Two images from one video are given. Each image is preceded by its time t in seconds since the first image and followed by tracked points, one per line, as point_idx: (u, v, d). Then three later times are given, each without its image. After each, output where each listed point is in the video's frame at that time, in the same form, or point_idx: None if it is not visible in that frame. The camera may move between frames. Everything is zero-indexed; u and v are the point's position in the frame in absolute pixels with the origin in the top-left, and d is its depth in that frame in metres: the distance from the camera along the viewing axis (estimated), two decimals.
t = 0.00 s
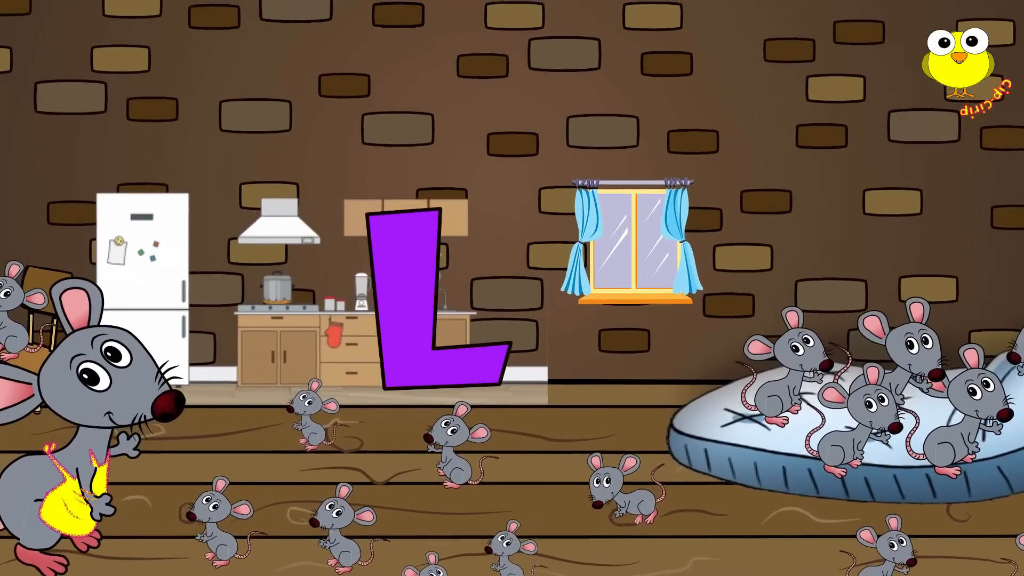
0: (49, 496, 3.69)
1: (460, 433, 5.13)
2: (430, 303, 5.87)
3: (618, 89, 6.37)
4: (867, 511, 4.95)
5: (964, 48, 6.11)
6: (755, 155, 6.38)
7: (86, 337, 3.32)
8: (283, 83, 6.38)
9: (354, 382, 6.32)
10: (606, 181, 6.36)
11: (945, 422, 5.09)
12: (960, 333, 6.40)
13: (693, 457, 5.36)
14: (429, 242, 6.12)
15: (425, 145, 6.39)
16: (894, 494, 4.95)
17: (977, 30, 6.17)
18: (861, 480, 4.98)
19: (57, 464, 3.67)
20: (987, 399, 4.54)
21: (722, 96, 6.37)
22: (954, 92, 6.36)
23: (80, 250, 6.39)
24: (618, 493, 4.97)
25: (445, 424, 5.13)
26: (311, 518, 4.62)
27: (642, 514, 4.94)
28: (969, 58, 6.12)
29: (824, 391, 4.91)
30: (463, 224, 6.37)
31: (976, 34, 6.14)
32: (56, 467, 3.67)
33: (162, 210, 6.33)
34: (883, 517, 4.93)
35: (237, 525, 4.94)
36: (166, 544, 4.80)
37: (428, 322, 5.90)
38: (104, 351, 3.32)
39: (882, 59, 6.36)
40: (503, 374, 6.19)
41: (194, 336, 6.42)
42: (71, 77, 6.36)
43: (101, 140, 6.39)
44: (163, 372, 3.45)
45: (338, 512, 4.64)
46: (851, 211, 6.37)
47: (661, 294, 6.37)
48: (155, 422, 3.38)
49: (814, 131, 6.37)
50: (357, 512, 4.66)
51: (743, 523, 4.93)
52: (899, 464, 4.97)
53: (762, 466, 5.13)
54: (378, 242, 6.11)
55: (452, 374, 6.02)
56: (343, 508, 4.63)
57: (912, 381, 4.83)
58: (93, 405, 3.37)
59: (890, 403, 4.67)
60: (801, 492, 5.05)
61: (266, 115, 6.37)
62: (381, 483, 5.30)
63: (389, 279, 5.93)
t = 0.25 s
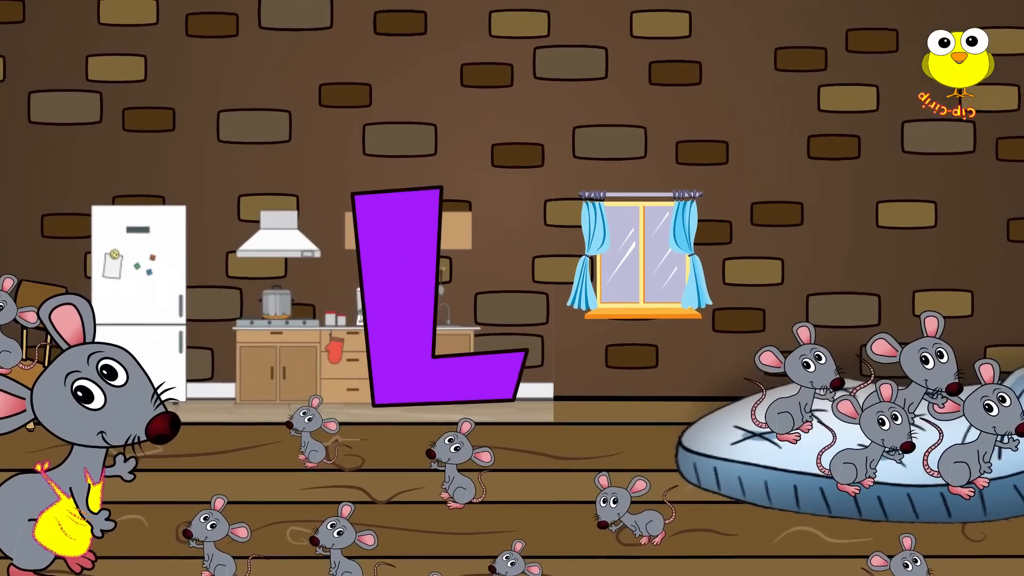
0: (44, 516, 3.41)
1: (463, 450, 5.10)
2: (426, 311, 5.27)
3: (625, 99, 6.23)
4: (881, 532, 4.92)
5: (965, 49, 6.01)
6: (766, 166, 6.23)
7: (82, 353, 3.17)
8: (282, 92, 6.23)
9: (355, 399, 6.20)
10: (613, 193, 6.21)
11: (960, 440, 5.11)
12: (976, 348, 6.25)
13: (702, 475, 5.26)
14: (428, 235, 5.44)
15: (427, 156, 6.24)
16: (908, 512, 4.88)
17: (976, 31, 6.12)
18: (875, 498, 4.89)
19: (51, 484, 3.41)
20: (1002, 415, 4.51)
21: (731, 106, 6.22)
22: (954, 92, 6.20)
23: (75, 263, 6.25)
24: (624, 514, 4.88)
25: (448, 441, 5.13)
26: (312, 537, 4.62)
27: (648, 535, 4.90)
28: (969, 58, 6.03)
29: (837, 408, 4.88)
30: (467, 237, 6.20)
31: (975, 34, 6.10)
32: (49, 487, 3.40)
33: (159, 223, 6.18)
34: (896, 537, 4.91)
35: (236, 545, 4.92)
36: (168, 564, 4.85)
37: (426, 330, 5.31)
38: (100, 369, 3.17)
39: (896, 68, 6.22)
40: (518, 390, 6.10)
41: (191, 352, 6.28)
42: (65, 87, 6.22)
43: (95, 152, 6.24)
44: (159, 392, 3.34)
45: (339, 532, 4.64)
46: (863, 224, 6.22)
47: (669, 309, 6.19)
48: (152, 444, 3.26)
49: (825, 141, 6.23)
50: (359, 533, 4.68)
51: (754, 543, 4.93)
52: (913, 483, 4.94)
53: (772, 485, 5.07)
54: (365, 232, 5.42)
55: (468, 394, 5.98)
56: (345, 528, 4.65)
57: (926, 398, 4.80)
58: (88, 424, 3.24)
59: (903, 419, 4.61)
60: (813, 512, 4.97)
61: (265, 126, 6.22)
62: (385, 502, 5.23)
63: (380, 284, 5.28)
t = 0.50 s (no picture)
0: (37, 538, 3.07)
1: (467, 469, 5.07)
2: (424, 321, 5.07)
3: (633, 110, 6.09)
4: (895, 551, 4.90)
5: (965, 48, 5.88)
6: (777, 178, 6.09)
7: (76, 368, 2.92)
8: (282, 103, 6.09)
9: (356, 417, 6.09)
10: (621, 205, 6.07)
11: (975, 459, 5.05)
12: (992, 364, 6.10)
13: (711, 494, 5.23)
14: (428, 214, 5.10)
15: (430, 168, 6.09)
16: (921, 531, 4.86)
17: (974, 30, 5.98)
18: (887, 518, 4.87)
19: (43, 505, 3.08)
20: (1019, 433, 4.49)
21: (741, 116, 6.08)
22: (954, 93, 6.07)
23: (70, 277, 6.11)
24: (630, 535, 4.85)
25: (452, 458, 5.08)
26: (313, 556, 4.64)
27: (655, 556, 4.85)
28: (970, 57, 5.89)
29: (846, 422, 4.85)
30: (471, 251, 6.04)
31: (975, 34, 5.94)
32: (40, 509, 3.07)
33: (156, 236, 6.04)
34: (909, 557, 4.88)
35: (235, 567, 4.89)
36: None
37: (423, 342, 5.11)
38: (93, 387, 2.94)
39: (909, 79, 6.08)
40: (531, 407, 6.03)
41: (189, 368, 6.14)
42: (60, 97, 6.08)
43: (91, 163, 6.10)
44: (155, 413, 3.09)
45: (341, 552, 4.68)
46: (876, 237, 6.08)
47: (677, 324, 6.07)
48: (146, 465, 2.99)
49: (837, 153, 6.09)
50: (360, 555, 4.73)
51: (765, 564, 4.89)
52: (927, 502, 4.88)
53: (783, 504, 5.01)
54: (354, 224, 5.05)
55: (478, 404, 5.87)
56: (347, 547, 4.68)
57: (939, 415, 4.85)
58: (79, 442, 2.98)
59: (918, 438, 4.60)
60: (824, 531, 4.95)
61: (264, 137, 6.09)
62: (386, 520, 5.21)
63: (371, 292, 5.07)
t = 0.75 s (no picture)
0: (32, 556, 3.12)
1: (470, 490, 4.92)
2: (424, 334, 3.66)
3: (641, 121, 5.96)
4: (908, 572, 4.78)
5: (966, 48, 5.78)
6: (787, 191, 5.96)
7: (74, 388, 2.86)
8: (281, 114, 5.96)
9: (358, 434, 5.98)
10: (628, 219, 5.94)
11: (991, 478, 4.91)
12: (1008, 381, 5.97)
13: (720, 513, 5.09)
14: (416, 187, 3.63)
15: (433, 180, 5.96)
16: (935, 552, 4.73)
17: (976, 30, 5.89)
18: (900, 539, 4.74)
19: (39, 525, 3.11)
20: None
21: (751, 127, 5.95)
22: (953, 93, 5.95)
23: (65, 292, 5.97)
24: (639, 557, 4.71)
25: (456, 479, 4.94)
26: None
27: None
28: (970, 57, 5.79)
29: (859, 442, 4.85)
30: (476, 266, 5.92)
31: (976, 34, 5.88)
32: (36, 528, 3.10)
33: (153, 250, 5.89)
34: None
35: None
36: None
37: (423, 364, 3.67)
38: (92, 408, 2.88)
39: (923, 89, 5.96)
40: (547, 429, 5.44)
41: (186, 385, 6.00)
42: (55, 108, 5.95)
43: (86, 175, 5.97)
44: (152, 436, 3.02)
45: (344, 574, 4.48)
46: (889, 251, 5.95)
47: (686, 340, 5.96)
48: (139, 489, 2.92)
49: (850, 165, 5.96)
50: None
51: None
52: (942, 522, 4.74)
53: (795, 524, 4.89)
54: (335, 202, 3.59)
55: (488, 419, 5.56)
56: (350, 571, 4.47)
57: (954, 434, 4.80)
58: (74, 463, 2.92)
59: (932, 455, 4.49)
60: (835, 552, 4.83)
61: (263, 149, 5.96)
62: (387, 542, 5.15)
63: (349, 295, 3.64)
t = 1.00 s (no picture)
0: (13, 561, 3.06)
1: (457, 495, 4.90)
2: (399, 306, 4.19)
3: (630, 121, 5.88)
4: None
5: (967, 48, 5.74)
6: (779, 192, 5.88)
7: (54, 391, 2.76)
8: (266, 114, 5.88)
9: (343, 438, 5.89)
10: (617, 221, 5.86)
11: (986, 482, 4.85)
12: (1002, 385, 5.89)
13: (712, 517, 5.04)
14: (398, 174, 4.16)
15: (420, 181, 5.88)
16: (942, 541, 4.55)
17: (976, 30, 5.83)
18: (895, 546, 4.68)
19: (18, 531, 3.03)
20: None
21: (742, 127, 5.87)
22: (953, 93, 5.87)
23: (47, 294, 5.89)
24: (630, 565, 4.71)
25: (442, 485, 4.89)
26: None
27: None
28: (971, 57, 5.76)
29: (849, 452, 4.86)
30: (462, 268, 5.88)
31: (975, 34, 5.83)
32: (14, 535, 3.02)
33: (135, 252, 5.83)
34: None
35: None
36: None
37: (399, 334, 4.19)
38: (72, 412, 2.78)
39: (916, 89, 5.87)
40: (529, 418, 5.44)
41: (169, 389, 5.92)
42: (37, 108, 5.87)
43: (69, 176, 5.90)
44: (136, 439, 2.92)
45: None
46: (882, 253, 5.87)
47: (675, 342, 5.87)
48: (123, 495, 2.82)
49: (842, 166, 5.87)
50: None
51: None
52: (935, 527, 4.68)
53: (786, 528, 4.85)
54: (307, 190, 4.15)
55: (466, 411, 5.27)
56: None
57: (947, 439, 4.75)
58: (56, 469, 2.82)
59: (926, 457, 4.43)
60: (827, 557, 4.81)
61: (248, 149, 5.87)
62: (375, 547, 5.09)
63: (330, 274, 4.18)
